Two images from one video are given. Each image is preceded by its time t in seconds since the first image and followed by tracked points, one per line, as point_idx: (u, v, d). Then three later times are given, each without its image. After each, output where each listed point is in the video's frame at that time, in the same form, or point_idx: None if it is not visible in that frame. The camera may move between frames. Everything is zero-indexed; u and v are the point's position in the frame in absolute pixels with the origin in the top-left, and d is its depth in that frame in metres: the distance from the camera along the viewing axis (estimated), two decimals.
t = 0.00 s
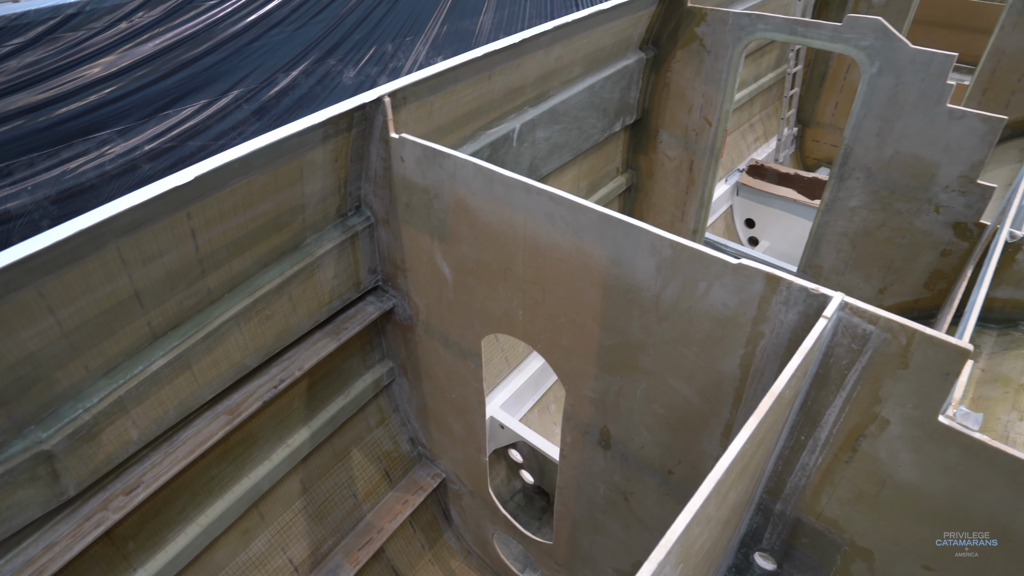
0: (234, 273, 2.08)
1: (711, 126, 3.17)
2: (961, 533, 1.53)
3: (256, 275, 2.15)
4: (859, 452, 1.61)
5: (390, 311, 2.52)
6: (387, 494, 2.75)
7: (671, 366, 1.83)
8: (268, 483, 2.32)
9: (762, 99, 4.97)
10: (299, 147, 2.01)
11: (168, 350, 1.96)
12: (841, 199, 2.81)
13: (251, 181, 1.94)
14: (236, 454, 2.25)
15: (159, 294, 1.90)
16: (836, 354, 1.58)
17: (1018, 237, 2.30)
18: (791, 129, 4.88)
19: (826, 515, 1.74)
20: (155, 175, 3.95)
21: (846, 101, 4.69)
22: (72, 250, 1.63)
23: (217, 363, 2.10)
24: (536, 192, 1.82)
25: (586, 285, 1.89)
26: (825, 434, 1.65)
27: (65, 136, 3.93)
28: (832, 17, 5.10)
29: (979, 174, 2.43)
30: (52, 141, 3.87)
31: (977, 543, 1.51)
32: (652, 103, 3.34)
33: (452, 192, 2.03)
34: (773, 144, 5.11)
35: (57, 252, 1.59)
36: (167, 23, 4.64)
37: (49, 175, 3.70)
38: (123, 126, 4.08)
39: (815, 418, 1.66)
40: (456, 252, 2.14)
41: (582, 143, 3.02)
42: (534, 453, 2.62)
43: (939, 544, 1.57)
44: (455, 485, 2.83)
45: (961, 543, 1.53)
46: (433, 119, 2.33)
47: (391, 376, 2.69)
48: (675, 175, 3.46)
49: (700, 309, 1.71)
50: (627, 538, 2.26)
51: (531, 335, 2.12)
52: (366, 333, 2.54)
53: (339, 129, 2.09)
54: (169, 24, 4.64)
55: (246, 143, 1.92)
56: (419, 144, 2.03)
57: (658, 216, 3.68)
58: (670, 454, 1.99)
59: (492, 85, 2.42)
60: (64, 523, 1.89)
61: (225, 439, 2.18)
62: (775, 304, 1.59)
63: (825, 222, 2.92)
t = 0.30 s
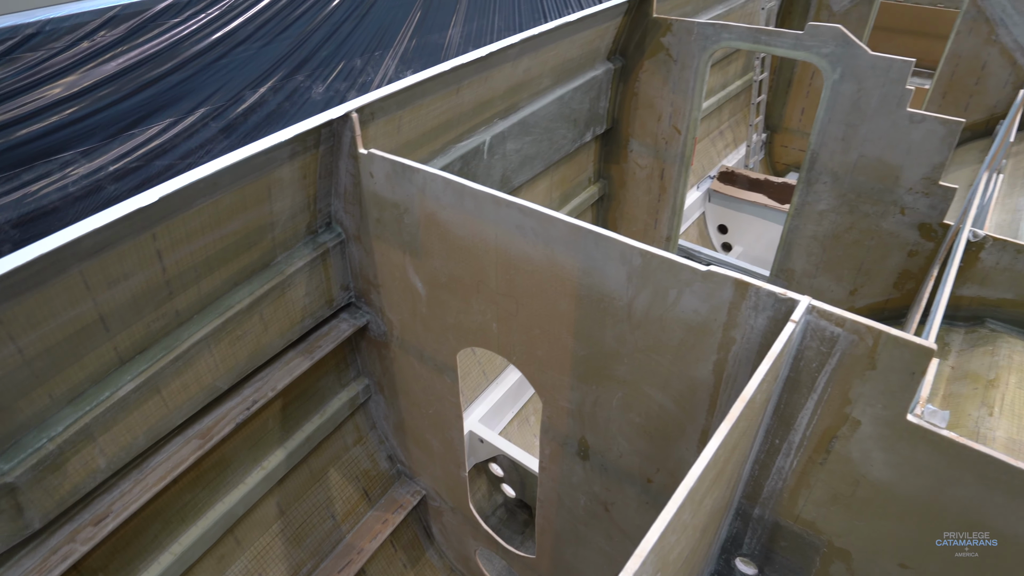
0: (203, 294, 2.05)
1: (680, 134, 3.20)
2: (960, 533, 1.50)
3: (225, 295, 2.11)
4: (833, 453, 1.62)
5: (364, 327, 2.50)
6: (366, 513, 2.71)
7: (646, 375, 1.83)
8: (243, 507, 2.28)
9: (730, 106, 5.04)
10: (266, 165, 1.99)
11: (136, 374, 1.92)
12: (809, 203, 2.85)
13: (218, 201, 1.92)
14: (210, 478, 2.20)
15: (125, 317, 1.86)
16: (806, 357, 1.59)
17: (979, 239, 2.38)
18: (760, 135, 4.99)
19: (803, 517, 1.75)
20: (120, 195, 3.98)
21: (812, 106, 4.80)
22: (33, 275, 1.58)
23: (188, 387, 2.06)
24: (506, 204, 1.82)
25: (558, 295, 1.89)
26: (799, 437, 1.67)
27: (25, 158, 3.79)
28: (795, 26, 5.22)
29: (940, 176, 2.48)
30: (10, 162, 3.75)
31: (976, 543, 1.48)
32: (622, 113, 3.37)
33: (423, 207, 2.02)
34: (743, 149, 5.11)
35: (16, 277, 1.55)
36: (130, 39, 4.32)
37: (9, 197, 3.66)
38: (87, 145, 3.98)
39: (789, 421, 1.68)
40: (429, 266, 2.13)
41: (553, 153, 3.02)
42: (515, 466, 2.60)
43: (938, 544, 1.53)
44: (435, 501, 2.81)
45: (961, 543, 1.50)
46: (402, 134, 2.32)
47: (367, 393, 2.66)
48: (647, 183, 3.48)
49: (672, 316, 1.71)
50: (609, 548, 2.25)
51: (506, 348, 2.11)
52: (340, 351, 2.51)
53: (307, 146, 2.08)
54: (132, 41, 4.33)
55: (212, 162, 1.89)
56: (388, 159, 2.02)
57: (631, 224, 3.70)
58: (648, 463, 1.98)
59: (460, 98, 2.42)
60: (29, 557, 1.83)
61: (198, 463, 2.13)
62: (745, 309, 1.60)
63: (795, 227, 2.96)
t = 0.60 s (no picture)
0: (177, 313, 2.01)
1: (655, 141, 3.23)
2: (960, 533, 1.49)
3: (199, 313, 2.08)
4: (812, 456, 1.64)
5: (342, 343, 2.47)
6: (349, 531, 2.68)
7: (625, 383, 1.83)
8: (222, 529, 2.23)
9: (704, 114, 5.08)
10: (238, 182, 1.97)
11: (108, 397, 1.87)
12: (784, 208, 2.89)
13: (190, 218, 1.89)
14: (187, 501, 2.15)
15: (95, 339, 1.82)
16: (782, 362, 1.61)
17: (949, 239, 2.42)
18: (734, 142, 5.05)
19: (785, 521, 1.77)
20: (89, 214, 3.89)
21: (785, 113, 4.89)
22: None
23: (162, 408, 2.02)
24: (481, 217, 1.81)
25: (536, 306, 1.88)
26: (778, 441, 1.69)
27: None
28: (765, 34, 5.30)
29: (909, 179, 2.52)
30: None
31: (977, 543, 1.47)
32: (596, 122, 3.40)
33: (398, 220, 2.01)
34: (717, 156, 5.23)
35: None
36: (98, 56, 3.99)
37: None
38: (55, 165, 3.79)
39: (767, 426, 1.69)
40: (406, 280, 2.11)
41: (529, 164, 3.03)
42: (498, 479, 2.58)
43: (938, 544, 1.52)
44: (419, 517, 2.78)
45: (961, 543, 1.49)
46: (377, 147, 2.31)
47: (347, 410, 2.63)
48: (623, 191, 3.50)
49: (649, 324, 1.72)
50: (595, 559, 2.24)
51: (485, 360, 2.10)
52: (318, 367, 2.48)
53: (279, 162, 2.06)
54: (102, 58, 4.01)
55: (183, 179, 1.87)
56: (362, 173, 2.01)
57: (609, 233, 3.71)
58: (631, 471, 1.98)
59: (434, 111, 2.41)
60: None
61: (174, 486, 2.08)
62: (720, 316, 1.61)
63: (771, 231, 2.99)
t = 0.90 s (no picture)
0: (147, 337, 1.96)
1: (628, 152, 3.25)
2: (960, 533, 1.49)
3: (170, 337, 2.03)
4: (789, 462, 1.66)
5: (318, 362, 2.44)
6: (329, 554, 2.63)
7: (602, 395, 1.83)
8: (198, 558, 2.17)
9: (676, 123, 5.13)
10: (207, 202, 1.94)
11: (77, 425, 1.81)
12: (757, 215, 2.92)
13: (158, 240, 1.86)
14: (161, 530, 2.10)
15: (62, 366, 1.77)
16: (755, 369, 1.62)
17: (918, 242, 2.45)
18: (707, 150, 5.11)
19: (765, 528, 1.79)
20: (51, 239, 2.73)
21: (755, 121, 4.98)
22: None
23: (133, 435, 1.96)
24: (454, 232, 1.81)
25: (511, 320, 1.87)
26: (755, 447, 1.70)
27: None
28: (732, 44, 5.39)
29: (877, 184, 2.57)
30: None
31: (977, 543, 1.47)
32: (570, 134, 3.41)
33: (371, 237, 1.99)
34: (691, 165, 5.24)
35: None
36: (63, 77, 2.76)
37: None
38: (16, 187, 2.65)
39: (744, 433, 1.71)
40: (380, 297, 2.10)
41: (502, 177, 3.03)
42: (481, 495, 2.56)
43: (939, 544, 1.52)
44: (400, 537, 2.75)
45: (961, 543, 1.49)
46: (348, 164, 2.30)
47: (325, 430, 2.60)
48: (598, 202, 3.52)
49: (624, 335, 1.71)
50: (578, 572, 2.23)
51: (462, 376, 2.09)
52: (294, 387, 2.44)
53: (249, 181, 2.04)
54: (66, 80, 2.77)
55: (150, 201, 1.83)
56: (333, 191, 1.99)
57: (585, 244, 3.72)
58: (611, 483, 1.97)
59: (405, 127, 2.41)
60: None
61: (147, 514, 2.03)
62: (693, 324, 1.61)
63: (745, 238, 3.02)
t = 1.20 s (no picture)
0: (116, 362, 1.91)
1: (602, 163, 3.28)
2: (961, 533, 1.48)
3: (140, 361, 1.98)
4: (766, 469, 1.69)
5: (294, 382, 2.40)
6: None
7: (579, 407, 1.82)
8: None
9: (649, 132, 5.16)
10: (176, 223, 1.92)
11: (43, 455, 1.75)
12: (731, 222, 2.95)
13: (126, 263, 1.82)
14: (134, 560, 2.03)
15: (27, 394, 1.72)
16: (730, 377, 1.64)
17: (888, 246, 2.48)
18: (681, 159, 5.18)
19: (746, 536, 1.82)
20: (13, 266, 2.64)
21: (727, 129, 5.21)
22: None
23: (103, 463, 1.90)
24: (427, 247, 1.80)
25: (487, 334, 1.86)
26: (732, 456, 1.73)
27: None
28: (702, 55, 5.47)
29: (847, 190, 2.61)
30: None
31: (977, 543, 1.46)
32: (543, 146, 3.43)
33: (344, 255, 1.98)
34: (666, 175, 5.27)
35: None
36: (27, 98, 2.72)
37: None
38: None
39: (721, 441, 1.73)
40: (355, 315, 2.08)
41: (477, 190, 3.02)
42: (464, 512, 2.53)
43: (939, 544, 1.51)
44: (383, 557, 2.71)
45: (962, 543, 1.48)
46: (320, 181, 2.28)
47: (303, 451, 2.56)
48: (573, 214, 3.53)
49: (599, 346, 1.71)
50: None
51: (440, 392, 2.07)
52: (270, 408, 2.40)
53: (219, 201, 2.02)
54: (32, 99, 2.73)
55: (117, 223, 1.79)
56: (305, 209, 1.97)
57: (562, 255, 3.73)
58: (592, 496, 1.95)
59: (377, 143, 2.40)
60: None
61: (119, 545, 1.96)
62: (667, 335, 1.62)
63: (720, 245, 3.04)
